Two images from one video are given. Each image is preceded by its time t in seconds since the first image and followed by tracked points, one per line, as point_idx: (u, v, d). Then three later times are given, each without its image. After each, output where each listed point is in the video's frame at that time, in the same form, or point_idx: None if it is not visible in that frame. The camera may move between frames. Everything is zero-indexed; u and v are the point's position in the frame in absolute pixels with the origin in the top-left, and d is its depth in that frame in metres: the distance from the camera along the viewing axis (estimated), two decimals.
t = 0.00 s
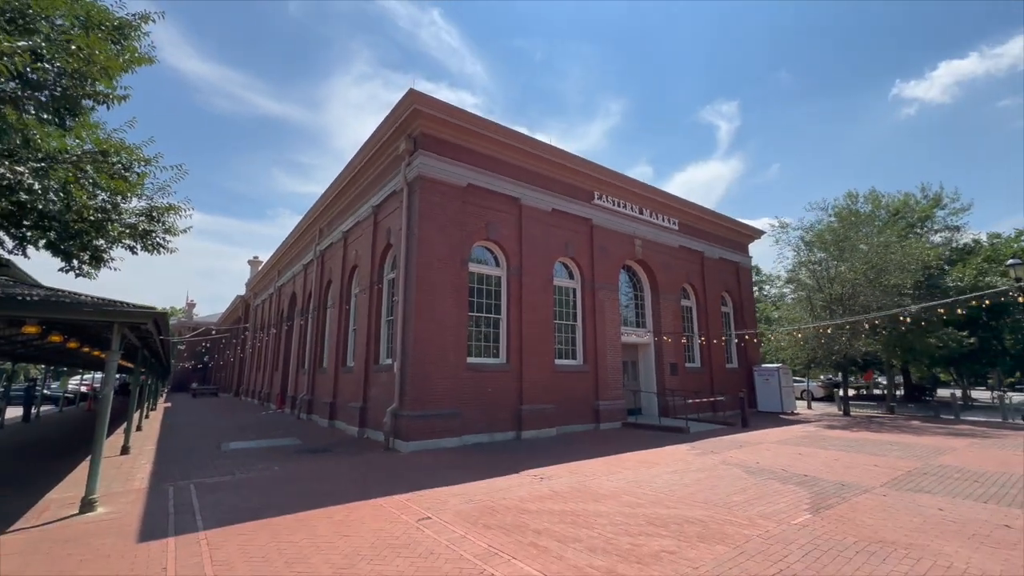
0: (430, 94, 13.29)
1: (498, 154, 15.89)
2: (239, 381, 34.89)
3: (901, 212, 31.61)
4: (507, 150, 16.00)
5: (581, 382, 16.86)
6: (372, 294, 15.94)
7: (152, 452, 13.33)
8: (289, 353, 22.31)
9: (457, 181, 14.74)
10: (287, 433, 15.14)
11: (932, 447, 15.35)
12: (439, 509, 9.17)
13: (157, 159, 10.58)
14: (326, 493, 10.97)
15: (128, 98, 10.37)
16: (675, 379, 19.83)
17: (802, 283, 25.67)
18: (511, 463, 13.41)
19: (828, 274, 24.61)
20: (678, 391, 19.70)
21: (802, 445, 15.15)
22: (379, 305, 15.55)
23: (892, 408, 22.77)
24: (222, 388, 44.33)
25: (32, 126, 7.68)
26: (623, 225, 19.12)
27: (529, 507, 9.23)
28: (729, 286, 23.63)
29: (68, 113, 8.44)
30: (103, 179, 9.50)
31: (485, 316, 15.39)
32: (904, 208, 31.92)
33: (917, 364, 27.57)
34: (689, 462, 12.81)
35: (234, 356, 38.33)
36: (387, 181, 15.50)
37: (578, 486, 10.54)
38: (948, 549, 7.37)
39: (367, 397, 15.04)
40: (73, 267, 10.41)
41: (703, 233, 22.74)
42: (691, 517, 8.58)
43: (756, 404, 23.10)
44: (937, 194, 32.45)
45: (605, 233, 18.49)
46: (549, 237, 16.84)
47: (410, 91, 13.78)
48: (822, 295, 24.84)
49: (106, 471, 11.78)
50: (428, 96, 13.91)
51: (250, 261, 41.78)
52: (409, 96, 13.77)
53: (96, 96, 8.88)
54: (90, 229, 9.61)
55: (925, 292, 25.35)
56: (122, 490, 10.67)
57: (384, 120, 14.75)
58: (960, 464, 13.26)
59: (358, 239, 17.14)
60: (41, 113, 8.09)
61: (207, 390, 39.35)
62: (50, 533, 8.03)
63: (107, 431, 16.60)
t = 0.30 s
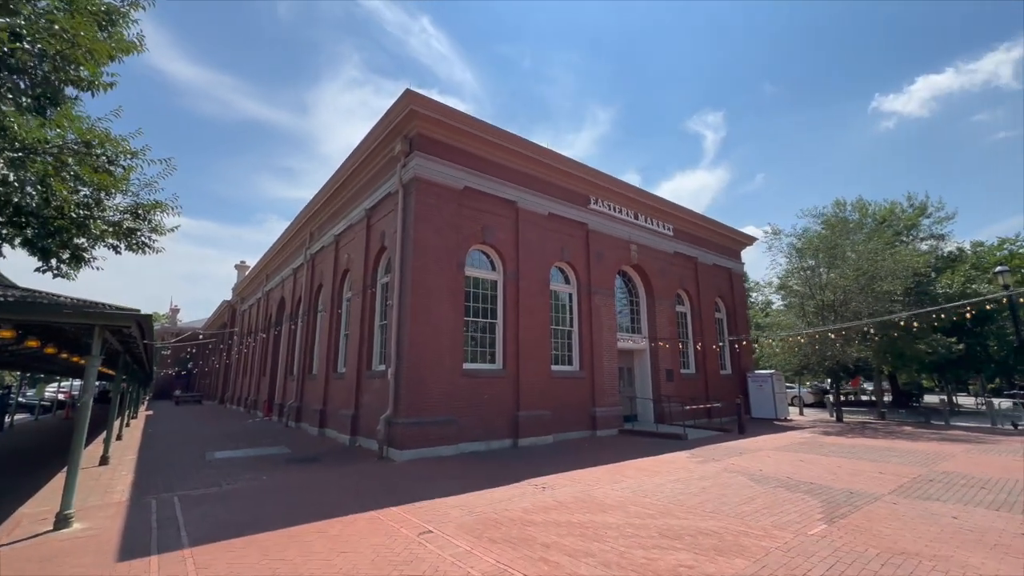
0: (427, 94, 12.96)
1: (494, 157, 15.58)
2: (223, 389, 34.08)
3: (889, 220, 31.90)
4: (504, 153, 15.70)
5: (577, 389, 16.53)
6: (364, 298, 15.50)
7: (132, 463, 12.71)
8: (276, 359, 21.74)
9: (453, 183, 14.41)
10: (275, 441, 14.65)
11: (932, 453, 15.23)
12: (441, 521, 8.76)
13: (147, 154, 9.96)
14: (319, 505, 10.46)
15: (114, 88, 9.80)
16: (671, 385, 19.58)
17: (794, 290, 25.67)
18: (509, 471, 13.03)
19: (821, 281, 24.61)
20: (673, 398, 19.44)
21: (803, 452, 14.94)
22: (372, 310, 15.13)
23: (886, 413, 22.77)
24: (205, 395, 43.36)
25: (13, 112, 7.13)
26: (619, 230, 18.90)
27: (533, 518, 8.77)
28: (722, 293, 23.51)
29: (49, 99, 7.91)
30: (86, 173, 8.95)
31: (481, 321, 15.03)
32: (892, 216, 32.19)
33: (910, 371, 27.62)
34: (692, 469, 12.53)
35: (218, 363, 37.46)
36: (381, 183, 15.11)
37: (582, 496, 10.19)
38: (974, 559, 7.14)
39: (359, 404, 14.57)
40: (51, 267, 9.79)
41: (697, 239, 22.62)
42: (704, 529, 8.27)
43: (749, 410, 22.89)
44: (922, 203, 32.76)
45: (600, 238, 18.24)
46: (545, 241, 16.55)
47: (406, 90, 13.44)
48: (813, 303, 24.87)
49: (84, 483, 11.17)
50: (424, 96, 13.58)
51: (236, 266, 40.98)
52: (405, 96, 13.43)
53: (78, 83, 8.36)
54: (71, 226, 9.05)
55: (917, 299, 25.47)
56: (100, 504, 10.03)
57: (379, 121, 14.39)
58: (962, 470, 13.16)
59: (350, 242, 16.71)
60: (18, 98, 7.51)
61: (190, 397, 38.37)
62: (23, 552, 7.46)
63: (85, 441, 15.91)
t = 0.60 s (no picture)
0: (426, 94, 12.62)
1: (492, 159, 15.26)
2: (208, 396, 33.30)
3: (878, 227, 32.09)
4: (502, 156, 15.40)
5: (575, 396, 16.20)
6: (358, 303, 15.05)
7: (115, 474, 12.11)
8: (264, 365, 21.16)
9: (452, 186, 14.05)
10: (265, 450, 14.11)
11: (933, 460, 15.10)
12: (446, 536, 8.34)
13: (137, 150, 9.48)
14: (314, 518, 9.97)
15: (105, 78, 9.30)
16: (667, 391, 19.34)
17: (787, 296, 25.63)
18: (508, 481, 12.64)
19: (814, 287, 24.57)
20: (670, 404, 19.20)
21: (805, 459, 14.72)
22: (366, 315, 14.69)
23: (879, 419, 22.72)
24: (189, 402, 42.44)
25: None
26: (616, 235, 18.66)
27: (543, 532, 8.39)
28: (717, 298, 23.39)
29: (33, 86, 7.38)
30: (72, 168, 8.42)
31: (479, 326, 14.66)
32: (880, 223, 32.41)
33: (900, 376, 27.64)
34: (697, 478, 12.24)
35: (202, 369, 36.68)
36: (377, 185, 14.72)
37: (590, 507, 9.84)
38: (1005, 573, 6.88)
39: (353, 411, 14.10)
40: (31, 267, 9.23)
41: (692, 244, 22.49)
42: (722, 542, 7.94)
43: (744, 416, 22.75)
44: (908, 211, 33.00)
45: (597, 242, 17.99)
46: (543, 245, 16.25)
47: (405, 90, 13.08)
48: (806, 308, 24.80)
49: (62, 496, 10.57)
50: (423, 96, 13.23)
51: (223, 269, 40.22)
52: (403, 96, 13.07)
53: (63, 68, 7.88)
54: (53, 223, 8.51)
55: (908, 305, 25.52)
56: (81, 519, 9.46)
57: (376, 122, 14.02)
58: (964, 477, 13.04)
59: (343, 245, 16.27)
60: None
61: (173, 404, 37.47)
62: None
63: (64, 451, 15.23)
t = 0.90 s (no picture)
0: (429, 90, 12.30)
1: (493, 158, 14.97)
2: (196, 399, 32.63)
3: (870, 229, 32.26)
4: (503, 155, 15.12)
5: (576, 398, 15.93)
6: (356, 304, 14.68)
7: (105, 481, 11.61)
8: (255, 368, 20.66)
9: (453, 185, 13.74)
10: (259, 455, 13.67)
11: (936, 461, 15.01)
12: (459, 543, 8.01)
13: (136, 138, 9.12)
14: (316, 525, 9.59)
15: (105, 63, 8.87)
16: (667, 393, 19.14)
17: (783, 297, 25.60)
18: (513, 485, 12.31)
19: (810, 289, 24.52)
20: (670, 406, 19.00)
21: (810, 461, 14.57)
22: (365, 316, 14.33)
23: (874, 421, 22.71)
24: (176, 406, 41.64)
25: None
26: (616, 236, 18.46)
27: (559, 539, 8.09)
28: (714, 300, 23.29)
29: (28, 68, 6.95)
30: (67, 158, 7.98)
31: (480, 328, 14.35)
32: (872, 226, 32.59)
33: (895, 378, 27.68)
34: (706, 481, 12.01)
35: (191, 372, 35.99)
36: (376, 183, 14.37)
37: (603, 512, 9.55)
38: None
39: (351, 415, 13.71)
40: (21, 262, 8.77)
41: (689, 246, 22.37)
42: (745, 548, 7.70)
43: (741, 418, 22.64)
44: (898, 214, 33.23)
45: (598, 243, 17.77)
46: (544, 246, 15.99)
47: (406, 87, 12.76)
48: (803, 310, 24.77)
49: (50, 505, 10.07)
50: (425, 93, 12.91)
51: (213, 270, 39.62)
52: (404, 92, 12.75)
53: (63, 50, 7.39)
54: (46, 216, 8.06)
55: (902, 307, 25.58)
56: (70, 529, 8.99)
57: (377, 119, 13.69)
58: (972, 478, 12.93)
59: (340, 245, 15.90)
60: None
61: (161, 408, 36.73)
62: None
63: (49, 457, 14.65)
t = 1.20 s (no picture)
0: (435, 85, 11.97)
1: (498, 157, 14.66)
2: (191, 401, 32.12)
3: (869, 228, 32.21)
4: (508, 154, 14.82)
5: (582, 399, 15.65)
6: (359, 304, 14.32)
7: (102, 487, 11.20)
8: (253, 369, 20.24)
9: (458, 183, 13.41)
10: (260, 459, 13.28)
11: (946, 462, 14.85)
12: (475, 551, 7.69)
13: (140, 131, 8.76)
14: (323, 531, 9.24)
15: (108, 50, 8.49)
16: (671, 394, 18.90)
17: (784, 297, 25.45)
18: (521, 489, 11.98)
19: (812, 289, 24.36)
20: (674, 407, 18.77)
21: (820, 463, 14.35)
22: (367, 316, 13.98)
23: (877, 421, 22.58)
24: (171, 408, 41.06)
25: None
26: (620, 236, 18.20)
27: (580, 545, 7.79)
28: (716, 300, 23.10)
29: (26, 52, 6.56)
30: (66, 151, 7.57)
31: (485, 328, 14.03)
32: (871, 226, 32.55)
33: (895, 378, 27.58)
34: (720, 484, 11.76)
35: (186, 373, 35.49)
36: (379, 182, 14.02)
37: (620, 516, 9.27)
38: None
39: (354, 417, 13.36)
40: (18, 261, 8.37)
41: (692, 246, 22.17)
42: (773, 554, 7.42)
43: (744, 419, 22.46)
44: (897, 214, 33.24)
45: (602, 243, 17.51)
46: (549, 245, 15.70)
47: (411, 82, 12.42)
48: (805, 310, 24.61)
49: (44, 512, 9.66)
50: (430, 89, 12.58)
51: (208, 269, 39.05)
52: (409, 88, 12.41)
53: (66, 35, 6.98)
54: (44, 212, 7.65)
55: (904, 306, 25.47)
56: (67, 537, 8.60)
57: (380, 116, 13.35)
58: (987, 479, 12.74)
59: (341, 245, 15.55)
60: None
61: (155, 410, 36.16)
62: None
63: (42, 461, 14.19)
